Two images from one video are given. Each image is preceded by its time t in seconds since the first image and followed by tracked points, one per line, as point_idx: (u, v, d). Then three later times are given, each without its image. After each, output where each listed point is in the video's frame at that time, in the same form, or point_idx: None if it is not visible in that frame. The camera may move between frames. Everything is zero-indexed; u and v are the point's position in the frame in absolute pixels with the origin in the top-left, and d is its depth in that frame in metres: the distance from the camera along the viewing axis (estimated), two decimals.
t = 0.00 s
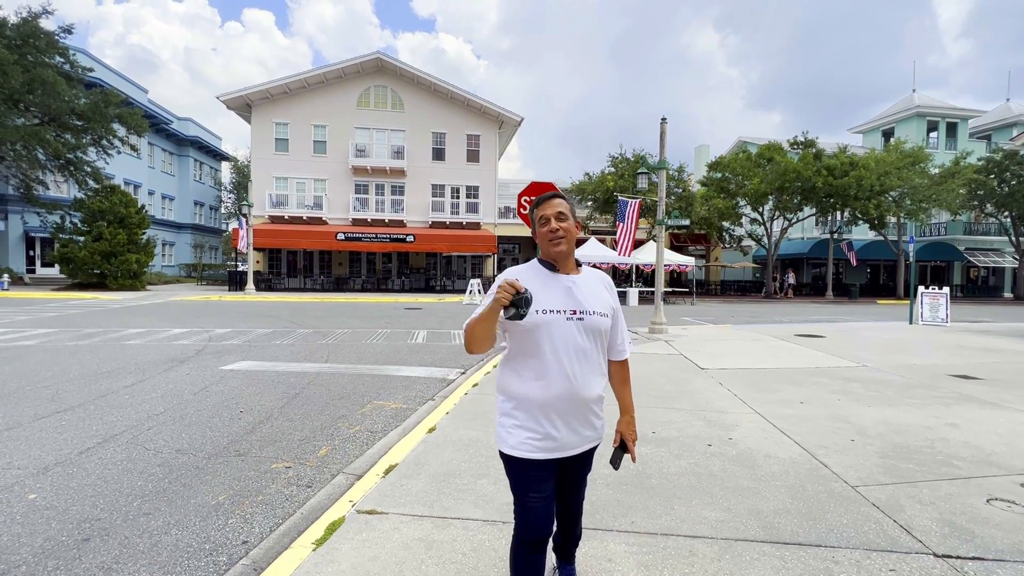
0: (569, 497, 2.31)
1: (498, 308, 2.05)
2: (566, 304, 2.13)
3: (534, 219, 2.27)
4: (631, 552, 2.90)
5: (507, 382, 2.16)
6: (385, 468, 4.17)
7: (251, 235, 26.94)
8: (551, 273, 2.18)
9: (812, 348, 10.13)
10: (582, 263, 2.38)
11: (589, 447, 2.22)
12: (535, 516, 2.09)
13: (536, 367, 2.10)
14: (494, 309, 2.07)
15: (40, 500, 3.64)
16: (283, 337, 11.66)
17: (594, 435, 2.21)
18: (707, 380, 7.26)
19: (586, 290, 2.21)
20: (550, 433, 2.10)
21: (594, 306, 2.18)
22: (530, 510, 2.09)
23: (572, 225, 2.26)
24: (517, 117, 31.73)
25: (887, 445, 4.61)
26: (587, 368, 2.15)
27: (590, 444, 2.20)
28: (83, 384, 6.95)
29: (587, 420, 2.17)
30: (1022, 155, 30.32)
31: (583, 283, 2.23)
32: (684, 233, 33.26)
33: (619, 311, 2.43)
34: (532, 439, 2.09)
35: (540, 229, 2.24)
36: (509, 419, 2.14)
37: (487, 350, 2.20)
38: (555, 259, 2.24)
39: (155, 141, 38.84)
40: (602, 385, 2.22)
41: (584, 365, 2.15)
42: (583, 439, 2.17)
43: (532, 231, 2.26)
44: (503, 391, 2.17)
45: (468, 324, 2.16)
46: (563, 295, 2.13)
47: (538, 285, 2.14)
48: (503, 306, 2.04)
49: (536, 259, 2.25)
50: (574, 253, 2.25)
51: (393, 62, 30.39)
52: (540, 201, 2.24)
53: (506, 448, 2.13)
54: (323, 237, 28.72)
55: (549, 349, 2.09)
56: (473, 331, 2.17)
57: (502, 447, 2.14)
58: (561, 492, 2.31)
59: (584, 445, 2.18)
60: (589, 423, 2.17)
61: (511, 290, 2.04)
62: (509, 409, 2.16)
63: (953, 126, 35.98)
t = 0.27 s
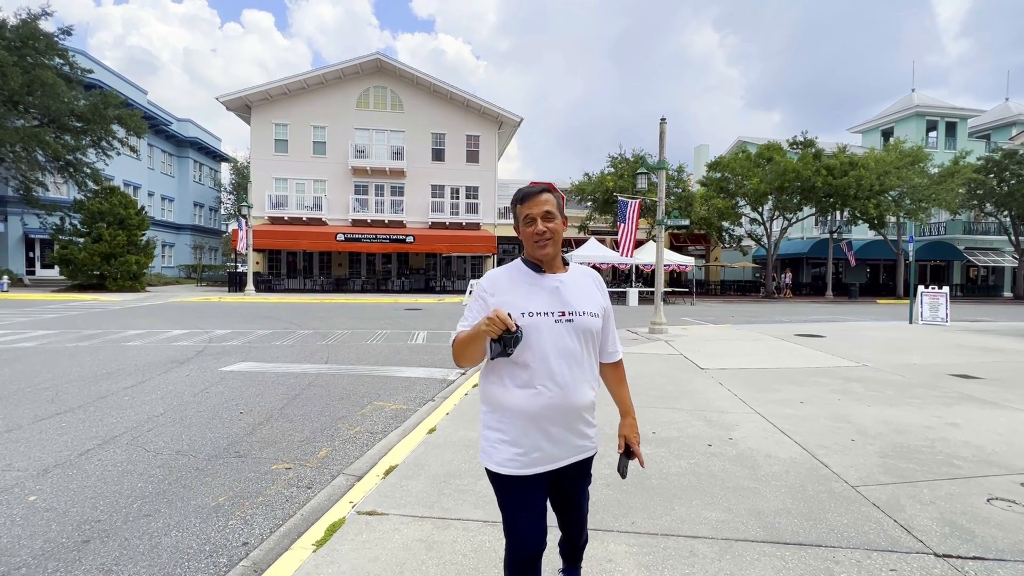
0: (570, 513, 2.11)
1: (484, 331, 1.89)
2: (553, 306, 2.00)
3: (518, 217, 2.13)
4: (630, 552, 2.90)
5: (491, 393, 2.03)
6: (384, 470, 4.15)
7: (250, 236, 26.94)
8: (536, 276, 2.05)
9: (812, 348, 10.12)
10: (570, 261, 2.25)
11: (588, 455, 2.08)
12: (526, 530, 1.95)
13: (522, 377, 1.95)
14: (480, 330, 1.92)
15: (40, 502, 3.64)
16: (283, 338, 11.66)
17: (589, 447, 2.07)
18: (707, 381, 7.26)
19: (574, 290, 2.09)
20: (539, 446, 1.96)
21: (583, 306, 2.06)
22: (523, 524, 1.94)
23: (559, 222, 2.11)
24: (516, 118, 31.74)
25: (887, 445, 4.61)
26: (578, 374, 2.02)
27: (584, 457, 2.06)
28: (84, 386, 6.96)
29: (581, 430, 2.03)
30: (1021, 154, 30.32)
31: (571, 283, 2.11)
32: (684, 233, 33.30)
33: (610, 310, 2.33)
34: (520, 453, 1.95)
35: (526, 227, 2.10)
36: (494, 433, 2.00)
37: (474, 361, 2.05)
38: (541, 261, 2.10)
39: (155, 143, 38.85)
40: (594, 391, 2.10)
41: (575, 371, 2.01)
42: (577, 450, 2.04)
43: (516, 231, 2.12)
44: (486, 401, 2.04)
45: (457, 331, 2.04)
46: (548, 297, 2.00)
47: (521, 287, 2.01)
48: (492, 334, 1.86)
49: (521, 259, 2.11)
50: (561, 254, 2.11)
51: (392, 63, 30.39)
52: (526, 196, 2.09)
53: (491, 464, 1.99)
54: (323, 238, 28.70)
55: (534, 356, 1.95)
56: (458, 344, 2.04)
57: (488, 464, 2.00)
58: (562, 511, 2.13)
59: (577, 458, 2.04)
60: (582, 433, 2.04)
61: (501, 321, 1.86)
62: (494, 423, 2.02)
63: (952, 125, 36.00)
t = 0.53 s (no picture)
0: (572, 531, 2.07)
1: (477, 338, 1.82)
2: (551, 307, 1.95)
3: (508, 209, 2.07)
4: (631, 552, 2.90)
5: (488, 404, 1.94)
6: (384, 471, 4.15)
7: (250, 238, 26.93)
8: (530, 271, 2.00)
9: (812, 348, 10.12)
10: (561, 257, 2.21)
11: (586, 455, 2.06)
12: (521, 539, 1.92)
13: (521, 386, 1.88)
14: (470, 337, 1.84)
15: (39, 503, 3.64)
16: (283, 339, 11.64)
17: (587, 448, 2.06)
18: (707, 381, 7.25)
19: (569, 288, 2.06)
20: (542, 454, 1.91)
21: (580, 306, 2.03)
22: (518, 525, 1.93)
23: (550, 216, 2.07)
24: (515, 118, 31.74)
25: (887, 445, 4.61)
26: (575, 378, 2.00)
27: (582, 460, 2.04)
28: (83, 387, 6.95)
29: (579, 433, 2.01)
30: (1020, 153, 30.32)
31: (565, 280, 2.07)
32: (683, 233, 33.32)
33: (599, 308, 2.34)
34: (524, 463, 1.90)
35: (516, 220, 2.04)
36: (494, 443, 1.92)
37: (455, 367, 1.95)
38: (533, 256, 2.06)
39: (154, 144, 38.84)
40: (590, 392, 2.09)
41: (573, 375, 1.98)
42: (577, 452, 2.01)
43: (505, 224, 2.06)
44: (483, 411, 1.95)
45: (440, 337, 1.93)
46: (546, 297, 1.96)
47: (517, 287, 1.94)
48: (486, 345, 1.80)
49: (512, 254, 2.05)
50: (553, 249, 2.07)
51: (391, 63, 30.39)
52: (515, 188, 2.03)
53: (492, 475, 1.92)
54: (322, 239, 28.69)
55: (535, 361, 1.89)
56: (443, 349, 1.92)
57: (490, 475, 1.93)
58: (563, 522, 2.09)
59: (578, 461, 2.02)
60: (580, 435, 2.02)
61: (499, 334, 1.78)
62: (491, 434, 1.95)
63: (950, 125, 36.01)
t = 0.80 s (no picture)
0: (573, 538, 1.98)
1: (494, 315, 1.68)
2: (555, 314, 1.93)
3: (505, 214, 1.95)
4: (630, 552, 2.90)
5: (492, 409, 1.90)
6: (384, 472, 4.14)
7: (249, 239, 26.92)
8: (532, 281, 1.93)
9: (811, 348, 10.13)
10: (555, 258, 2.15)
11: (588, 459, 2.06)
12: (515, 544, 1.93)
13: (529, 391, 1.86)
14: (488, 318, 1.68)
15: (38, 505, 3.63)
16: (282, 340, 11.63)
17: (587, 451, 2.07)
18: (706, 380, 7.26)
19: (570, 293, 2.03)
20: (546, 459, 1.91)
21: (581, 310, 2.03)
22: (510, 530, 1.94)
23: (549, 222, 2.01)
24: (514, 118, 31.73)
25: (886, 444, 4.61)
26: (577, 381, 2.01)
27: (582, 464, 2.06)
28: (81, 389, 6.94)
29: (578, 435, 2.03)
30: (1018, 153, 30.37)
31: (565, 284, 2.04)
32: (682, 233, 33.35)
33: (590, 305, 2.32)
34: (528, 469, 1.89)
35: (516, 228, 1.92)
36: (496, 448, 1.90)
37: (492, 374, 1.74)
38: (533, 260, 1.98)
39: (153, 145, 38.80)
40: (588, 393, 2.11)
41: (575, 377, 1.99)
42: (578, 457, 2.02)
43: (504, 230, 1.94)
44: (486, 416, 1.90)
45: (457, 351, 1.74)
46: (552, 305, 1.92)
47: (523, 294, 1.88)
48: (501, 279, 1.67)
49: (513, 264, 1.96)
50: (551, 253, 2.01)
51: (390, 64, 30.38)
52: (516, 194, 1.88)
53: (492, 482, 1.92)
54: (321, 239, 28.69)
55: (542, 367, 1.87)
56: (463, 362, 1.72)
57: (491, 482, 1.92)
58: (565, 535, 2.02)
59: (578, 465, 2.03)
60: (580, 437, 2.03)
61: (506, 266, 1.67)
62: (493, 439, 1.92)
63: (949, 124, 36.05)
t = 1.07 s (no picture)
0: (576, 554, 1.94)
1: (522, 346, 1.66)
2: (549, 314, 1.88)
3: (506, 209, 1.96)
4: (629, 552, 2.90)
5: (489, 412, 1.89)
6: (383, 472, 4.15)
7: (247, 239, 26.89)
8: (531, 278, 1.91)
9: (809, 347, 10.14)
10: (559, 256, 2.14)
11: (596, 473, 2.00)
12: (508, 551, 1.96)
13: (523, 394, 1.84)
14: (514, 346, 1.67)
15: (37, 506, 3.63)
16: (280, 340, 11.62)
17: (594, 462, 2.00)
18: (705, 380, 7.26)
19: (570, 294, 1.99)
20: (543, 466, 1.87)
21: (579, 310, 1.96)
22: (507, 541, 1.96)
23: (551, 218, 1.99)
24: (513, 118, 31.73)
25: (884, 443, 4.61)
26: (577, 385, 1.94)
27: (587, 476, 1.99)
28: (79, 390, 6.93)
29: (579, 442, 1.97)
30: (1016, 152, 30.47)
31: (566, 285, 1.99)
32: (681, 232, 33.41)
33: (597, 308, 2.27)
34: (524, 475, 1.87)
35: (517, 222, 1.94)
36: (493, 452, 1.90)
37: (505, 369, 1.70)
38: (533, 262, 1.97)
39: (151, 146, 38.74)
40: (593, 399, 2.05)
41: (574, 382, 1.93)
42: (581, 467, 1.96)
43: (505, 224, 1.96)
44: (482, 420, 1.91)
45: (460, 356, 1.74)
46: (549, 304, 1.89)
47: (518, 294, 1.87)
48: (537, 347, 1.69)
49: (512, 260, 1.97)
50: (555, 252, 1.98)
51: (388, 64, 30.36)
52: (516, 187, 1.92)
53: (490, 485, 1.92)
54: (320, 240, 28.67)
55: (536, 369, 1.84)
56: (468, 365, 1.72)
57: (488, 486, 1.93)
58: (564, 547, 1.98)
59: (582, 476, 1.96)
60: (582, 446, 1.97)
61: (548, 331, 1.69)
62: (489, 441, 1.92)
63: (947, 123, 36.14)
